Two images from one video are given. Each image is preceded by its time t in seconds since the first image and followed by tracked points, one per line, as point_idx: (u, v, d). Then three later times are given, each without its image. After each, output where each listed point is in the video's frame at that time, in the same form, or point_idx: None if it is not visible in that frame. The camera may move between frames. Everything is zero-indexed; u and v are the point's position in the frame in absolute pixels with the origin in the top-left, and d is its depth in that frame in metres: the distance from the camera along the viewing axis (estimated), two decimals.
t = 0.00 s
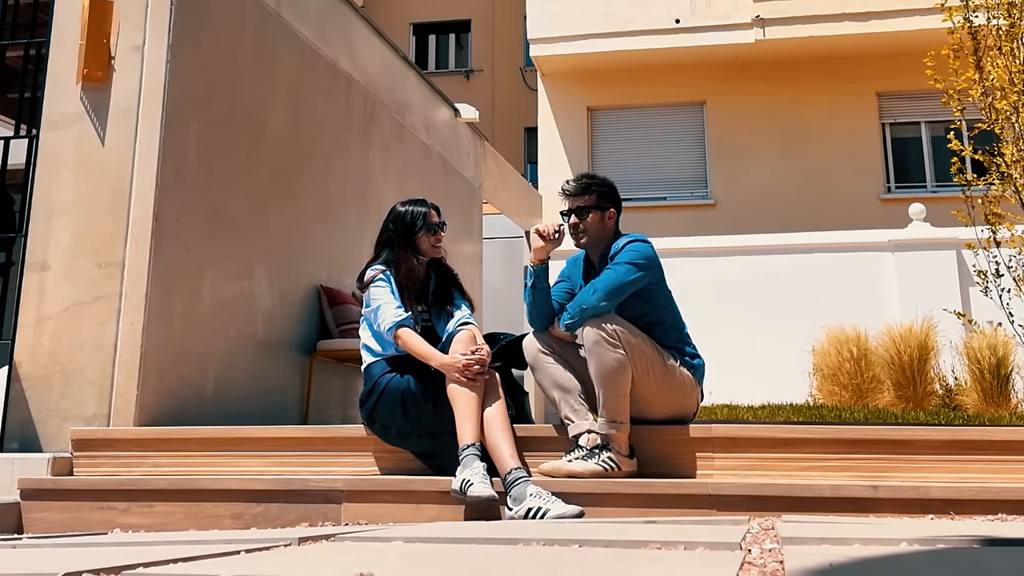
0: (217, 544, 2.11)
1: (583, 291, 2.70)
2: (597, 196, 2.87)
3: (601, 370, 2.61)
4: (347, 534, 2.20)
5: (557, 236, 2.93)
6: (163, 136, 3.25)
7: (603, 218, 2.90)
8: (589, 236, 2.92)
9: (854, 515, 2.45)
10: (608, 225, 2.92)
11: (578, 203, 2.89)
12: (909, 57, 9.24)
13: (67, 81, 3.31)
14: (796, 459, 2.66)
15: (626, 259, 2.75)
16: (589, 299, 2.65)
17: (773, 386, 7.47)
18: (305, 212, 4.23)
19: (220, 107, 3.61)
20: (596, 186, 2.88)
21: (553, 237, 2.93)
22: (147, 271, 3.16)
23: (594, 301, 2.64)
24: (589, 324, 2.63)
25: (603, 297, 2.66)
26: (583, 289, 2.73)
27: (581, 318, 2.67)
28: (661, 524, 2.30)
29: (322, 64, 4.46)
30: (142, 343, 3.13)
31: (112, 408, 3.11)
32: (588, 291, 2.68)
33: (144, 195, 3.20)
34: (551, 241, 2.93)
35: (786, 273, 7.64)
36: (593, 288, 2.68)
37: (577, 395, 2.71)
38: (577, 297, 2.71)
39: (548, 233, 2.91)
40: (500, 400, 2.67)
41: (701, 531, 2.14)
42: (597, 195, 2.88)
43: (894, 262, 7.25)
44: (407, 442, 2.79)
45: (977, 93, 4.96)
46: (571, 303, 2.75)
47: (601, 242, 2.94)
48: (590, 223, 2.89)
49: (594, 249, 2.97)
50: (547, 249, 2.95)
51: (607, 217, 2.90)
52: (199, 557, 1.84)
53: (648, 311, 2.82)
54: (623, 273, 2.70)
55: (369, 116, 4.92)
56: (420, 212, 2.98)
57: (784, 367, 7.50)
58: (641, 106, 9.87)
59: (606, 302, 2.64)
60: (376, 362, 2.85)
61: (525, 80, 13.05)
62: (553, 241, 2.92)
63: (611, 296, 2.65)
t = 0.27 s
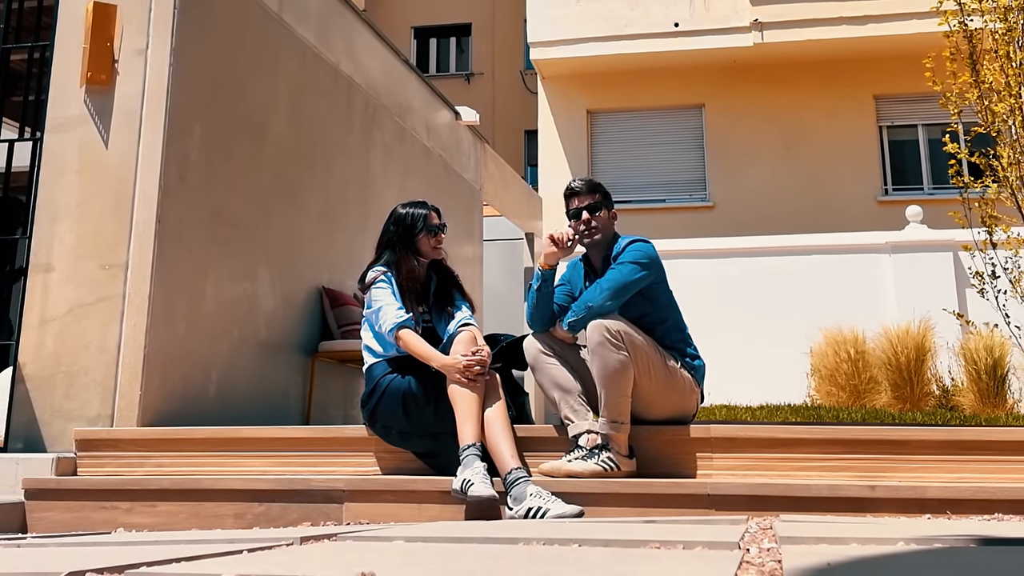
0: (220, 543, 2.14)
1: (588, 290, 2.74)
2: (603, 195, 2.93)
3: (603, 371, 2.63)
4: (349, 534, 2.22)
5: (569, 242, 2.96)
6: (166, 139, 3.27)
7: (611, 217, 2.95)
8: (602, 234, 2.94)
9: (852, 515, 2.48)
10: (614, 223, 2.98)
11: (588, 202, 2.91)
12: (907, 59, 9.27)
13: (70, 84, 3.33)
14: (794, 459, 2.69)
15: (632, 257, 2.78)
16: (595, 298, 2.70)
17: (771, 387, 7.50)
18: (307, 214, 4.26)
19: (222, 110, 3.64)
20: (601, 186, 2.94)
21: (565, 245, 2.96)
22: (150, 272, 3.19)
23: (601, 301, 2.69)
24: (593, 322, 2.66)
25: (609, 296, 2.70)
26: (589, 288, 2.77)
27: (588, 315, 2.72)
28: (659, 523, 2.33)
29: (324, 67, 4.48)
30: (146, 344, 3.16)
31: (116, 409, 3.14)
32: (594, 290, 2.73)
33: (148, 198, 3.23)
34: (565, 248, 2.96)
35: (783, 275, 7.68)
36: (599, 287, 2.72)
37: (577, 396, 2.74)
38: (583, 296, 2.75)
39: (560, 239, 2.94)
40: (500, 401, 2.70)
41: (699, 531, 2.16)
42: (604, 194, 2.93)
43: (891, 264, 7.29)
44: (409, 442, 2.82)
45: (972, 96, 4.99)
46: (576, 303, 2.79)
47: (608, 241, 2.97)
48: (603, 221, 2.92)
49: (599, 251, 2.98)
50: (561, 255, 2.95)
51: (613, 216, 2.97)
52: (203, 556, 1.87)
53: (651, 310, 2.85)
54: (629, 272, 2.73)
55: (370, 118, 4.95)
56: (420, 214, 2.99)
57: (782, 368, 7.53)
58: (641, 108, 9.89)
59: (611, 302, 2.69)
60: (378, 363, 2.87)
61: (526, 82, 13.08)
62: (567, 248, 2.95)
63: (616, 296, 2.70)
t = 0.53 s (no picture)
0: (224, 542, 2.16)
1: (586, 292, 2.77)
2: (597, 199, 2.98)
3: (602, 371, 2.66)
4: (351, 534, 2.25)
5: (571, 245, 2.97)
6: (169, 142, 3.30)
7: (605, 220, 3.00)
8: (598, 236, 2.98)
9: (849, 515, 2.50)
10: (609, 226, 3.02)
11: (583, 206, 2.97)
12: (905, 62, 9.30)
13: (74, 87, 3.36)
14: (792, 460, 2.72)
15: (628, 259, 2.82)
16: (594, 300, 2.72)
17: (770, 388, 7.54)
18: (309, 216, 4.29)
19: (225, 113, 3.67)
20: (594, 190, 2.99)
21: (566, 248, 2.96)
22: (153, 274, 3.22)
23: (599, 302, 2.72)
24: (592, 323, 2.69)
25: (607, 297, 2.73)
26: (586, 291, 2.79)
27: (586, 317, 2.73)
28: (658, 523, 2.35)
29: (326, 71, 4.51)
30: (149, 345, 3.19)
31: (119, 409, 3.16)
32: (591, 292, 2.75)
33: (151, 200, 3.26)
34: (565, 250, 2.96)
35: (781, 278, 7.70)
36: (597, 289, 2.75)
37: (577, 396, 2.77)
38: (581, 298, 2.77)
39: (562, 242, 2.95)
40: (501, 402, 2.72)
41: (698, 530, 2.19)
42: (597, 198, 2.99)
43: (889, 266, 7.32)
44: (410, 442, 2.84)
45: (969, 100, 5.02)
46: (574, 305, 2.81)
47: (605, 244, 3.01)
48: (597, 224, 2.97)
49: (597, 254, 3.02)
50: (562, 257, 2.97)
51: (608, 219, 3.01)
52: (207, 555, 1.90)
53: (649, 311, 2.88)
54: (626, 273, 2.76)
55: (372, 121, 4.98)
56: (421, 216, 3.04)
57: (780, 369, 7.56)
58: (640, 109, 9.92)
59: (610, 303, 2.72)
60: (379, 364, 2.90)
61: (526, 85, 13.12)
62: (568, 251, 2.95)
63: (614, 297, 2.73)
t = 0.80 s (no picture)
0: (227, 541, 2.19)
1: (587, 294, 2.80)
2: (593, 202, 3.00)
3: (602, 372, 2.68)
4: (352, 533, 2.28)
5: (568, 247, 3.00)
6: (172, 145, 3.33)
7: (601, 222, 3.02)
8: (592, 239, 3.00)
9: (847, 514, 2.53)
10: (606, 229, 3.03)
11: (578, 209, 2.99)
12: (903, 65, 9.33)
13: (78, 90, 3.38)
14: (790, 460, 2.74)
15: (626, 260, 2.85)
16: (594, 301, 2.75)
17: (768, 388, 7.57)
18: (311, 218, 4.32)
19: (227, 115, 3.70)
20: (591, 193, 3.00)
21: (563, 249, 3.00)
22: (156, 276, 3.25)
23: (599, 303, 2.75)
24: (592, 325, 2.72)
25: (607, 299, 2.76)
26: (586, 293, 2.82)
27: (586, 318, 2.76)
28: (657, 522, 2.38)
29: (327, 74, 4.54)
30: (152, 346, 3.21)
31: (123, 410, 3.19)
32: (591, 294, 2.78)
33: (155, 203, 3.28)
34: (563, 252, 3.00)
35: (778, 280, 7.73)
36: (597, 291, 2.78)
37: (576, 397, 2.79)
38: (581, 300, 2.80)
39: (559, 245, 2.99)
40: (501, 402, 2.75)
41: (696, 529, 2.22)
42: (594, 201, 3.00)
43: (886, 268, 7.36)
44: (411, 443, 2.87)
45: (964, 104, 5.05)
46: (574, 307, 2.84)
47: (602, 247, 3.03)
48: (592, 227, 3.00)
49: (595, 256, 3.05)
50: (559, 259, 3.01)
51: (604, 221, 3.02)
52: (211, 554, 1.92)
53: (648, 311, 2.91)
54: (625, 275, 2.79)
55: (373, 124, 5.01)
56: (421, 219, 3.05)
57: (778, 370, 7.59)
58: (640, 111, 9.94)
59: (610, 304, 2.75)
60: (380, 365, 2.93)
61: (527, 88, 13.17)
62: (565, 253, 2.99)
63: (614, 298, 2.76)
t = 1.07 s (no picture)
0: (229, 541, 2.22)
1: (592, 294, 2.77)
2: (592, 203, 2.98)
3: (601, 373, 2.70)
4: (354, 532, 2.30)
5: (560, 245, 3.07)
6: (175, 147, 3.36)
7: (599, 224, 3.00)
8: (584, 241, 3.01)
9: (845, 513, 2.56)
10: (603, 231, 3.02)
11: (574, 209, 3.00)
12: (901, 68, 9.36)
13: (82, 93, 3.41)
14: (787, 460, 2.77)
15: (626, 263, 2.86)
16: (603, 302, 2.72)
17: (766, 389, 7.60)
18: (313, 220, 4.35)
19: (230, 118, 3.73)
20: (592, 194, 2.98)
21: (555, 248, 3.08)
22: (159, 277, 3.28)
23: (608, 305, 2.73)
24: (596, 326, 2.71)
25: (611, 300, 2.74)
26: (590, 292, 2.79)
27: (591, 319, 2.73)
28: (656, 521, 2.41)
29: (329, 77, 4.57)
30: (155, 347, 3.24)
31: (126, 410, 3.22)
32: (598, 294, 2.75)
33: (158, 205, 3.31)
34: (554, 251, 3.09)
35: (775, 283, 7.76)
36: (603, 291, 2.75)
37: (576, 397, 2.82)
38: (586, 299, 2.76)
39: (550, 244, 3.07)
40: (501, 403, 2.78)
41: (695, 529, 2.24)
42: (593, 202, 2.98)
43: (883, 270, 7.39)
44: (411, 443, 2.88)
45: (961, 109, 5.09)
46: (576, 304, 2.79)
47: (597, 248, 3.03)
48: (585, 229, 3.00)
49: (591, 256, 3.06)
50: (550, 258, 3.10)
51: (602, 223, 3.01)
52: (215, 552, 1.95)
53: (644, 314, 2.95)
54: (628, 277, 2.80)
55: (375, 128, 5.04)
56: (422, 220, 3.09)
57: (776, 372, 7.62)
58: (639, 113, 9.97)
59: (617, 307, 2.74)
60: (381, 366, 2.96)
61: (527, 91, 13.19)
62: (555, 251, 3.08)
63: (620, 301, 2.75)
